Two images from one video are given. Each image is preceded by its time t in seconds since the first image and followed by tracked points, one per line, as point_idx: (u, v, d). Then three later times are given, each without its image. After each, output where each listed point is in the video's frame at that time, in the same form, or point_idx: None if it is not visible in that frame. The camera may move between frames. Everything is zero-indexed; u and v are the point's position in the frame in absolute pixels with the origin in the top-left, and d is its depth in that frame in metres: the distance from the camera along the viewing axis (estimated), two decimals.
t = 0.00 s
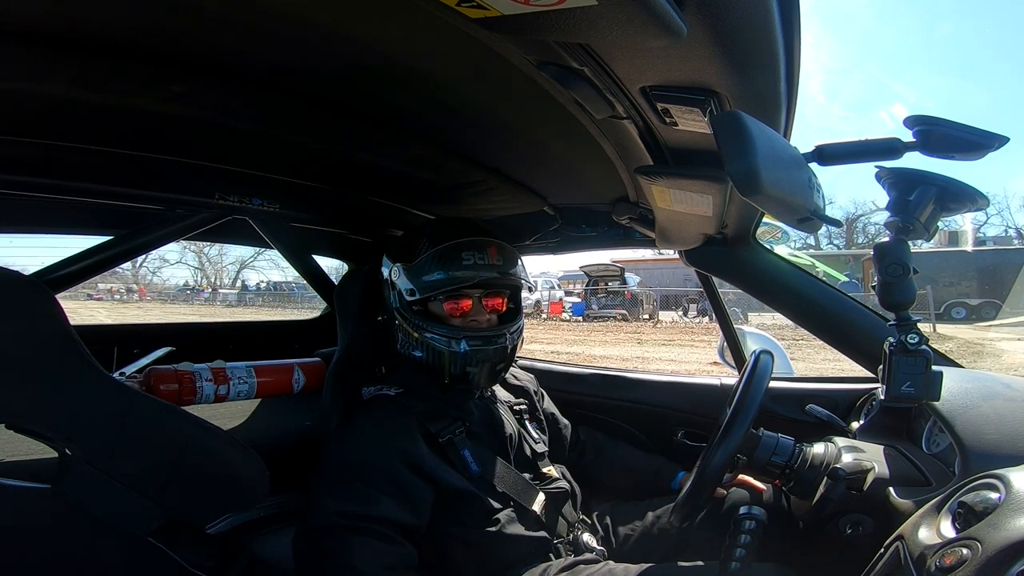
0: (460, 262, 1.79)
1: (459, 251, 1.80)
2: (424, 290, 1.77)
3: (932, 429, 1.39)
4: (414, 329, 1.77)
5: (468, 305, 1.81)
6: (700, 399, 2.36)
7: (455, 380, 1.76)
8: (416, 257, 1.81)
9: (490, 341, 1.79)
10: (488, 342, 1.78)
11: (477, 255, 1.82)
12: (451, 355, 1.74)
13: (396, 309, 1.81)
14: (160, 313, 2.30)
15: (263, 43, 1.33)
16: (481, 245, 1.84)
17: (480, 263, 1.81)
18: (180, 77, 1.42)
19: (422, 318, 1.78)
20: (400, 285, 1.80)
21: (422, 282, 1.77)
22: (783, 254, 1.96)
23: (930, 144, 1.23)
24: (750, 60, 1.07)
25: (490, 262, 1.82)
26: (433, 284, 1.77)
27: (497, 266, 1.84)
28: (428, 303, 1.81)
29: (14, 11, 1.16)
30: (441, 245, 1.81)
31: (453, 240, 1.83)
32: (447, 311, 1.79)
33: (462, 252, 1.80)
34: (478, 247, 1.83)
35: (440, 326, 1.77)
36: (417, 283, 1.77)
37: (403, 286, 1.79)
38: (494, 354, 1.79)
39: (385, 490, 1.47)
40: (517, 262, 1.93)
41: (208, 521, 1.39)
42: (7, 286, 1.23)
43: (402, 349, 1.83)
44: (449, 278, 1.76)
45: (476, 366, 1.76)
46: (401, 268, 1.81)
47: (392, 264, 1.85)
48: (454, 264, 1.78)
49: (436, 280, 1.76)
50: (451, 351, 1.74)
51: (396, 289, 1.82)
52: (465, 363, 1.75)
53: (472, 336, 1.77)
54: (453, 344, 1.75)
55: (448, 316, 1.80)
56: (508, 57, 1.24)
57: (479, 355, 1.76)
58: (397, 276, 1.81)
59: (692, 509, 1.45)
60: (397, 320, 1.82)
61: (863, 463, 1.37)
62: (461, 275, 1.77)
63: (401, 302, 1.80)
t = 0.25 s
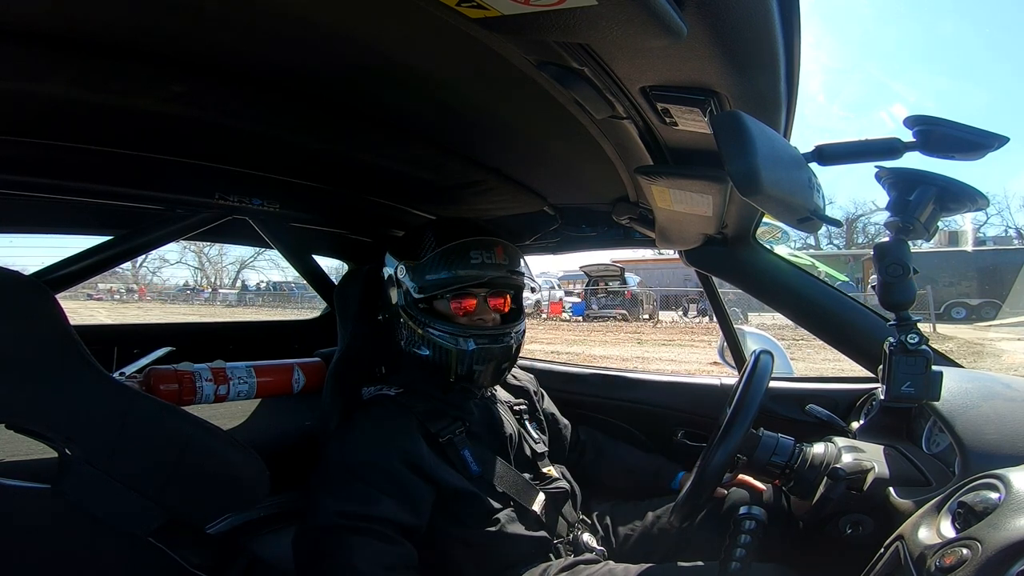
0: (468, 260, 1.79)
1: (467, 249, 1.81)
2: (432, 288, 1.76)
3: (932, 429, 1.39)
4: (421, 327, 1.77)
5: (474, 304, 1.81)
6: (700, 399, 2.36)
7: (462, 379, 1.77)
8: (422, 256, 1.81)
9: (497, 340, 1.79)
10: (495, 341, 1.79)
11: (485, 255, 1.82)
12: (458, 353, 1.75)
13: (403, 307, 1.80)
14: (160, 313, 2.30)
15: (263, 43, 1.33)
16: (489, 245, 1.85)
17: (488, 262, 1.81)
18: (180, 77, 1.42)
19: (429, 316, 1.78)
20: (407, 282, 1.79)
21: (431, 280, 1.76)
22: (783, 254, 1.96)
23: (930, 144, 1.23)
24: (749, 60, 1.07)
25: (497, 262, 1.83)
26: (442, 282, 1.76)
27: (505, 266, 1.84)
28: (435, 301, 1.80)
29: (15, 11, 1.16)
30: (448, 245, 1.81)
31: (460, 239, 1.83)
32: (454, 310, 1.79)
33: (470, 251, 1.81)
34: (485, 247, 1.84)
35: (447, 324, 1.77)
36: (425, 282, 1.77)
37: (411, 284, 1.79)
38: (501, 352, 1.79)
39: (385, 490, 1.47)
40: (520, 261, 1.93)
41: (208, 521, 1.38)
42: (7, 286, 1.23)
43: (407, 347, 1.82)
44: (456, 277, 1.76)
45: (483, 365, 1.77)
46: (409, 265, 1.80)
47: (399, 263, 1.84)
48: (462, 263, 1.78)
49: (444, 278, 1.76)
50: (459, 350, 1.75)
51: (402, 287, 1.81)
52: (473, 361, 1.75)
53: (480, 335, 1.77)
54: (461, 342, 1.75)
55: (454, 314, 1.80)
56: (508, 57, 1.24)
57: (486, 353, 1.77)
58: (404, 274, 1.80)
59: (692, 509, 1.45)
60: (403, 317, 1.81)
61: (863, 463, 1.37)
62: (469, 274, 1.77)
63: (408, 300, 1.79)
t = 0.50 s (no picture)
0: (483, 262, 1.80)
1: (481, 251, 1.81)
2: (446, 289, 1.77)
3: (932, 429, 1.39)
4: (431, 328, 1.76)
5: (484, 305, 1.83)
6: (700, 399, 2.36)
7: (472, 379, 1.78)
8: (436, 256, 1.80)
9: (508, 341, 1.81)
10: (507, 342, 1.81)
11: (499, 258, 1.83)
12: (473, 356, 1.75)
13: (413, 307, 1.79)
14: (160, 313, 2.30)
15: (263, 43, 1.33)
16: (502, 247, 1.86)
17: (502, 264, 1.82)
18: (180, 77, 1.42)
19: (440, 317, 1.77)
20: (418, 282, 1.78)
21: (445, 281, 1.77)
22: (783, 254, 1.96)
23: (930, 143, 1.23)
24: (750, 60, 1.07)
25: (508, 265, 1.83)
26: (457, 284, 1.77)
27: (517, 269, 1.85)
28: (445, 303, 1.80)
29: (15, 11, 1.16)
30: (460, 246, 1.81)
31: (472, 241, 1.83)
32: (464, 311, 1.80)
33: (484, 253, 1.82)
34: (498, 248, 1.84)
35: (459, 325, 1.77)
36: (439, 282, 1.77)
37: (423, 284, 1.78)
38: (511, 354, 1.82)
39: (385, 490, 1.47)
40: (523, 260, 1.91)
41: (208, 521, 1.38)
42: (7, 286, 1.23)
43: (413, 347, 1.80)
44: (469, 279, 1.77)
45: (495, 365, 1.78)
46: (420, 265, 1.79)
47: (410, 262, 1.82)
48: (475, 265, 1.79)
49: (457, 280, 1.77)
50: (472, 351, 1.75)
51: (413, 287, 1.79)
52: (485, 362, 1.77)
53: (492, 336, 1.79)
54: (474, 343, 1.76)
55: (464, 315, 1.81)
56: (508, 57, 1.24)
57: (499, 354, 1.78)
58: (414, 273, 1.79)
59: (692, 509, 1.45)
60: (412, 317, 1.79)
61: (863, 463, 1.37)
62: (483, 276, 1.78)
63: (418, 300, 1.78)
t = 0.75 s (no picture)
0: (490, 264, 1.81)
1: (488, 254, 1.82)
2: (454, 290, 1.77)
3: (932, 429, 1.38)
4: (437, 329, 1.76)
5: (488, 307, 1.83)
6: (700, 399, 2.36)
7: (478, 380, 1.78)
8: (442, 258, 1.80)
9: (513, 343, 1.82)
10: (512, 344, 1.81)
11: (505, 260, 1.84)
12: (480, 357, 1.76)
13: (419, 308, 1.78)
14: (160, 313, 2.30)
15: (264, 43, 1.32)
16: (507, 250, 1.87)
17: (507, 267, 1.83)
18: (181, 77, 1.42)
19: (446, 318, 1.77)
20: (424, 283, 1.78)
21: (453, 283, 1.77)
22: (783, 254, 1.96)
23: (930, 143, 1.23)
24: (750, 60, 1.07)
25: (513, 268, 1.84)
26: (464, 286, 1.77)
27: (521, 272, 1.86)
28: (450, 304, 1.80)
29: (16, 11, 1.16)
30: (466, 249, 1.81)
31: (479, 243, 1.84)
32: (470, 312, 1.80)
33: (491, 255, 1.83)
34: (504, 251, 1.86)
35: (466, 327, 1.77)
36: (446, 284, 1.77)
37: (430, 286, 1.77)
38: (516, 355, 1.82)
39: (385, 490, 1.47)
40: (526, 261, 1.93)
41: (208, 521, 1.37)
42: (8, 285, 1.23)
43: (418, 349, 1.79)
44: (473, 281, 1.77)
45: (501, 366, 1.79)
46: (425, 265, 1.79)
47: (416, 263, 1.80)
48: (481, 267, 1.79)
49: (464, 282, 1.77)
50: (479, 352, 1.76)
51: (420, 288, 1.78)
52: (491, 363, 1.77)
53: (498, 338, 1.79)
54: (481, 345, 1.76)
55: (469, 316, 1.81)
56: (509, 57, 1.24)
57: (505, 356, 1.79)
58: (420, 274, 1.79)
59: (692, 509, 1.45)
60: (417, 319, 1.78)
61: (863, 464, 1.37)
62: (489, 278, 1.79)
63: (424, 301, 1.77)
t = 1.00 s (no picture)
0: (494, 267, 1.81)
1: (492, 257, 1.83)
2: (457, 293, 1.76)
3: (932, 428, 1.38)
4: (439, 331, 1.75)
5: (490, 309, 1.83)
6: (700, 399, 2.36)
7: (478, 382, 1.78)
8: (444, 259, 1.80)
9: (515, 345, 1.82)
10: (514, 347, 1.81)
11: (509, 264, 1.84)
12: (481, 360, 1.76)
13: (422, 310, 1.77)
14: (160, 313, 2.30)
15: (264, 42, 1.32)
16: (511, 254, 1.87)
17: (511, 271, 1.83)
18: (181, 77, 1.42)
19: (448, 321, 1.77)
20: (427, 285, 1.77)
21: (455, 286, 1.76)
22: (783, 254, 1.96)
23: (930, 143, 1.23)
24: (750, 60, 1.07)
25: (516, 271, 1.85)
26: (466, 289, 1.77)
27: (524, 275, 1.87)
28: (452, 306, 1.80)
29: (15, 11, 1.16)
30: (468, 252, 1.81)
31: (481, 246, 1.84)
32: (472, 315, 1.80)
33: (495, 258, 1.83)
34: (508, 254, 1.86)
35: (468, 329, 1.77)
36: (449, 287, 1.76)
37: (432, 288, 1.77)
38: (517, 358, 1.83)
39: (385, 490, 1.47)
40: (527, 261, 1.93)
41: (208, 521, 1.38)
42: (8, 285, 1.23)
43: (420, 350, 1.78)
44: (476, 284, 1.77)
45: (502, 369, 1.79)
46: (428, 267, 1.78)
47: (419, 264, 1.80)
48: (483, 269, 1.79)
49: (466, 284, 1.77)
50: (481, 355, 1.76)
51: (423, 290, 1.77)
52: (492, 365, 1.77)
53: (500, 341, 1.79)
54: (482, 348, 1.76)
55: (471, 319, 1.81)
56: (509, 57, 1.24)
57: (506, 359, 1.79)
58: (423, 275, 1.78)
59: (692, 509, 1.45)
60: (419, 319, 1.78)
61: (863, 464, 1.37)
62: (491, 281, 1.79)
63: (427, 303, 1.77)
